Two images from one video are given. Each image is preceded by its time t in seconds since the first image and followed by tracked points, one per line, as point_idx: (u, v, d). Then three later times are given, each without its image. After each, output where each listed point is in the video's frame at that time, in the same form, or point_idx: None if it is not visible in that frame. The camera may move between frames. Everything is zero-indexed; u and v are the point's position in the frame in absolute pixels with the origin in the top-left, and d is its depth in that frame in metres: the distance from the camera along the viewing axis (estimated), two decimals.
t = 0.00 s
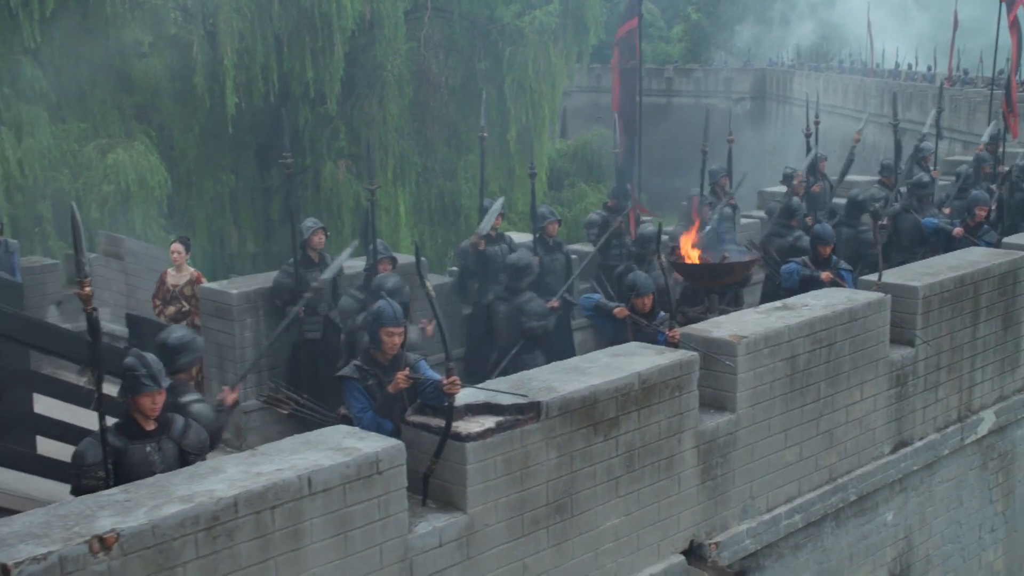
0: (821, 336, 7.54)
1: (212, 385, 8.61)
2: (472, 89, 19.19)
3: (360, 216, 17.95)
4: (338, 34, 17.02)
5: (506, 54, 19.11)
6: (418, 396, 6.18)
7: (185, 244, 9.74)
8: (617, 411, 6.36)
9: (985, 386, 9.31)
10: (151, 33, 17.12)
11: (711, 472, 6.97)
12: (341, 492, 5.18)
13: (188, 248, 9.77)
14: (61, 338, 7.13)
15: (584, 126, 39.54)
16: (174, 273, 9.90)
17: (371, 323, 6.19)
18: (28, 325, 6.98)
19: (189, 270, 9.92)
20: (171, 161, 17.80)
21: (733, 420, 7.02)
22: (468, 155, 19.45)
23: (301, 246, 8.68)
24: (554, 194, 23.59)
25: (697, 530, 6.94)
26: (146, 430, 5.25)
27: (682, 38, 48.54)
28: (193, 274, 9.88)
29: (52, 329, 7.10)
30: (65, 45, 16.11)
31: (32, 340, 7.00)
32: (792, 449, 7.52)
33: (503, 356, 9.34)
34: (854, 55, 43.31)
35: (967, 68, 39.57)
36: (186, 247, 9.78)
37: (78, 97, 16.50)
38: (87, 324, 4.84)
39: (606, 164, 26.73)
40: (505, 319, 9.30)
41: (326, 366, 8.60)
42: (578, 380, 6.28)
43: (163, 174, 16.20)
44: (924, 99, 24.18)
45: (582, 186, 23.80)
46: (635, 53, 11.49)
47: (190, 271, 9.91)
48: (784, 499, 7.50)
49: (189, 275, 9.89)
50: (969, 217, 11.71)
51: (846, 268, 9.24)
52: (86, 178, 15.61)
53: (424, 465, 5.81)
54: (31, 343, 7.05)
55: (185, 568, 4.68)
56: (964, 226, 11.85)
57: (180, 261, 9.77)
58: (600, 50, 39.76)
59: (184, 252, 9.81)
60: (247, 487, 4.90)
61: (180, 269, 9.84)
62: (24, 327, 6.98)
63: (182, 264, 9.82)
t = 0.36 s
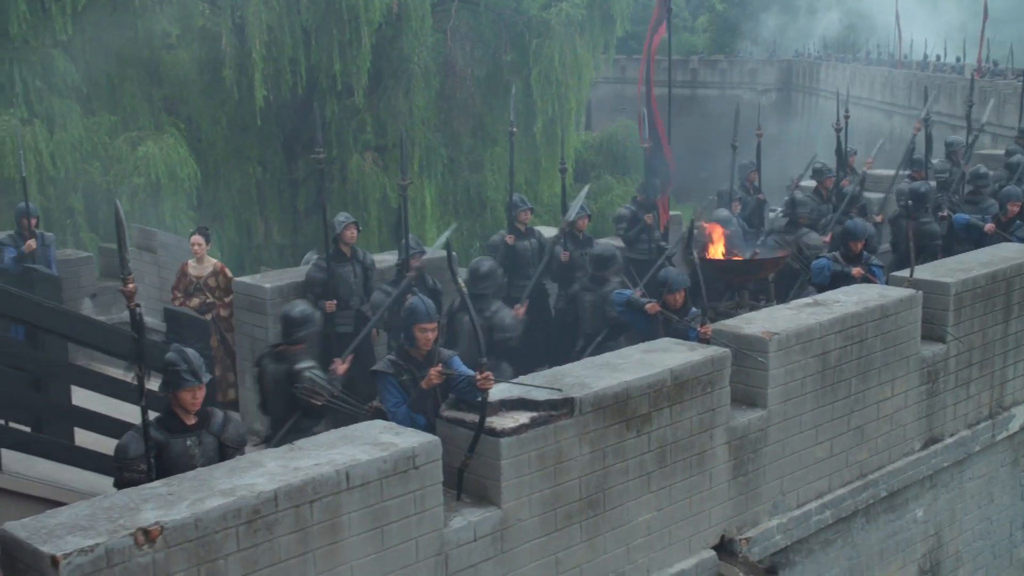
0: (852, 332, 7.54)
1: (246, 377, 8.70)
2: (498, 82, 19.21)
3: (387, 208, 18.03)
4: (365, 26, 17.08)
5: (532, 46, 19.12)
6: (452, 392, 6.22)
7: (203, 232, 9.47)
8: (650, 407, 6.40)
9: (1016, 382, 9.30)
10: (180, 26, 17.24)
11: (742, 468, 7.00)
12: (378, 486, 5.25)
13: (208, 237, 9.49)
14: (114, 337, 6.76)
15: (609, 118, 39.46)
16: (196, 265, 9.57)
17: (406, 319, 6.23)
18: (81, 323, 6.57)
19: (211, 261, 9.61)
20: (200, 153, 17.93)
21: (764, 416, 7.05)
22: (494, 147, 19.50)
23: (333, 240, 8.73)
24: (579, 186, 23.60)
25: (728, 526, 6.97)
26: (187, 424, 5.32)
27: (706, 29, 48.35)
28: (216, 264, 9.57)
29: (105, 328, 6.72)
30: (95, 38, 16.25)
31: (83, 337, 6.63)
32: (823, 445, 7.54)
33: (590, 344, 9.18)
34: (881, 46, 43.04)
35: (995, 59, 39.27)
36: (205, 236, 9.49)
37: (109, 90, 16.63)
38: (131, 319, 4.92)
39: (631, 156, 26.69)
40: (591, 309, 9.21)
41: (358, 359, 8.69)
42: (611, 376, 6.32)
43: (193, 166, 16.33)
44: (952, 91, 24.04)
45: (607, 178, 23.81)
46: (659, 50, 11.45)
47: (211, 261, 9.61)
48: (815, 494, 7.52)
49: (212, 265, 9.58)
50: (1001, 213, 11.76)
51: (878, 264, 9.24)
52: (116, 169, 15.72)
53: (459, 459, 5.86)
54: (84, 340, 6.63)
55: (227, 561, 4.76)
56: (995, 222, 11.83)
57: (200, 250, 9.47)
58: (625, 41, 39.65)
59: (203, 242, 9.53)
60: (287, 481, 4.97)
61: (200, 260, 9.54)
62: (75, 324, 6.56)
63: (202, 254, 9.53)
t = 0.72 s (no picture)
0: (891, 334, 7.53)
1: (285, 375, 8.80)
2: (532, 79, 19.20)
3: (419, 206, 18.09)
4: (399, 25, 17.13)
5: (565, 44, 19.09)
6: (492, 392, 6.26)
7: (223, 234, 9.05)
8: (689, 408, 6.42)
9: None
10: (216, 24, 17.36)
11: (780, 470, 7.01)
12: (421, 486, 5.31)
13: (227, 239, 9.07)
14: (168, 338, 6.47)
15: (641, 115, 39.34)
16: (213, 268, 9.11)
17: (446, 320, 6.35)
18: (137, 324, 6.29)
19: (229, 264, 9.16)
20: (236, 151, 18.06)
21: (802, 418, 7.05)
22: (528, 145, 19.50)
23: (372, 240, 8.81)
24: (612, 184, 23.56)
25: (766, 527, 6.99)
26: (234, 423, 5.41)
27: (739, 25, 48.06)
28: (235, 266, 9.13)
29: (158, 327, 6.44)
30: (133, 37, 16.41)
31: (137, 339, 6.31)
32: (861, 447, 7.53)
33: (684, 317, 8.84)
34: (916, 42, 42.66)
35: None
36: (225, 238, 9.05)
37: (146, 88, 16.79)
38: (180, 319, 5.04)
39: (664, 154, 26.60)
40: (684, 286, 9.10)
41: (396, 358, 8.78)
42: (650, 377, 6.35)
43: (229, 164, 16.46)
44: (990, 88, 23.80)
45: (640, 175, 23.75)
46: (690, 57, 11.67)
47: (229, 264, 9.15)
48: (853, 496, 7.53)
49: (230, 268, 9.13)
50: None
51: (916, 266, 9.19)
52: (153, 166, 15.85)
53: (500, 459, 5.91)
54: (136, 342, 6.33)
55: (274, 558, 4.84)
56: None
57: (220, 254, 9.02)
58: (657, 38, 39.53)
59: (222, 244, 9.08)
60: (332, 480, 5.04)
61: (219, 263, 9.08)
62: (129, 326, 6.27)
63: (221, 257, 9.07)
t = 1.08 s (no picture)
0: (925, 337, 7.53)
1: (319, 375, 8.87)
2: (560, 78, 19.18)
3: (447, 205, 18.12)
4: (428, 24, 17.19)
5: (594, 43, 19.05)
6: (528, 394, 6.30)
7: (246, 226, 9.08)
8: (723, 411, 6.44)
9: None
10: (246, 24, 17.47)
11: (813, 473, 7.02)
12: (458, 488, 5.36)
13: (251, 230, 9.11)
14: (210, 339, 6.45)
15: (668, 114, 39.22)
16: (236, 262, 9.15)
17: (479, 323, 6.29)
18: (174, 324, 6.28)
19: (252, 256, 9.23)
20: (266, 151, 18.18)
21: (835, 421, 7.06)
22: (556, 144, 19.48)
23: (404, 242, 8.84)
24: (639, 183, 23.50)
25: (798, 530, 7.00)
26: (274, 424, 5.47)
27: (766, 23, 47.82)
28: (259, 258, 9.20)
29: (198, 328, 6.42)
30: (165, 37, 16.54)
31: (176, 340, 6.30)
32: (895, 450, 7.52)
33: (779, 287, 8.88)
34: (947, 40, 42.30)
35: None
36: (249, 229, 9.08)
37: (178, 88, 16.92)
38: (222, 322, 5.10)
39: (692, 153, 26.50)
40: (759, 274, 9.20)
41: (427, 359, 8.86)
42: (684, 381, 6.38)
43: (259, 163, 16.58)
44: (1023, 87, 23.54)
45: (669, 175, 23.68)
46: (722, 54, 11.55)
47: (252, 259, 9.22)
48: (886, 500, 7.52)
49: (255, 261, 9.19)
50: None
51: (949, 269, 9.25)
52: (184, 166, 15.97)
53: (535, 461, 5.96)
54: (175, 342, 6.31)
55: (314, 558, 4.90)
56: None
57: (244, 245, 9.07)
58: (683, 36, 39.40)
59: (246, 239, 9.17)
60: (371, 482, 5.09)
61: (242, 255, 9.13)
62: (167, 326, 6.26)
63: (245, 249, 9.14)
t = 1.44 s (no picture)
0: (960, 340, 7.50)
1: (352, 375, 8.94)
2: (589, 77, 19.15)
3: (475, 204, 18.15)
4: (458, 23, 17.22)
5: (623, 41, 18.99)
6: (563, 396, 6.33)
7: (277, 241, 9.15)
8: (757, 414, 6.45)
9: None
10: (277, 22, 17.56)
11: (847, 476, 7.02)
12: (495, 489, 5.40)
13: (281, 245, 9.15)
14: (247, 341, 6.54)
15: (695, 112, 39.10)
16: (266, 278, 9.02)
17: (511, 327, 6.27)
18: (211, 325, 6.37)
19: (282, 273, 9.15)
20: (296, 149, 18.27)
21: (869, 424, 7.05)
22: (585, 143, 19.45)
23: (438, 242, 8.87)
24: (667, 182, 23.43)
25: (832, 532, 7.00)
26: (313, 424, 5.55)
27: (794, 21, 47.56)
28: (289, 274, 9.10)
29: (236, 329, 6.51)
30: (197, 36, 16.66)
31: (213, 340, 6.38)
32: (929, 454, 7.51)
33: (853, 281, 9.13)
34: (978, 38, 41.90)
35: None
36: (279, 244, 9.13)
37: (209, 87, 17.04)
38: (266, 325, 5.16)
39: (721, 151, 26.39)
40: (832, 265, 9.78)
41: (461, 359, 8.91)
42: (719, 383, 6.39)
43: (290, 162, 16.67)
44: None
45: (697, 174, 23.57)
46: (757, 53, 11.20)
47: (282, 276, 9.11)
48: (920, 503, 7.51)
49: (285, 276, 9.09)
50: None
51: (984, 271, 9.19)
52: (216, 164, 16.07)
53: (571, 463, 6.00)
54: (213, 343, 6.41)
55: (354, 558, 4.96)
56: None
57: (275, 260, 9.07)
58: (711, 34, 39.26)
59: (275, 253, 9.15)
60: (409, 482, 5.14)
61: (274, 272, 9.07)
62: (205, 326, 6.35)
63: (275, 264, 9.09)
